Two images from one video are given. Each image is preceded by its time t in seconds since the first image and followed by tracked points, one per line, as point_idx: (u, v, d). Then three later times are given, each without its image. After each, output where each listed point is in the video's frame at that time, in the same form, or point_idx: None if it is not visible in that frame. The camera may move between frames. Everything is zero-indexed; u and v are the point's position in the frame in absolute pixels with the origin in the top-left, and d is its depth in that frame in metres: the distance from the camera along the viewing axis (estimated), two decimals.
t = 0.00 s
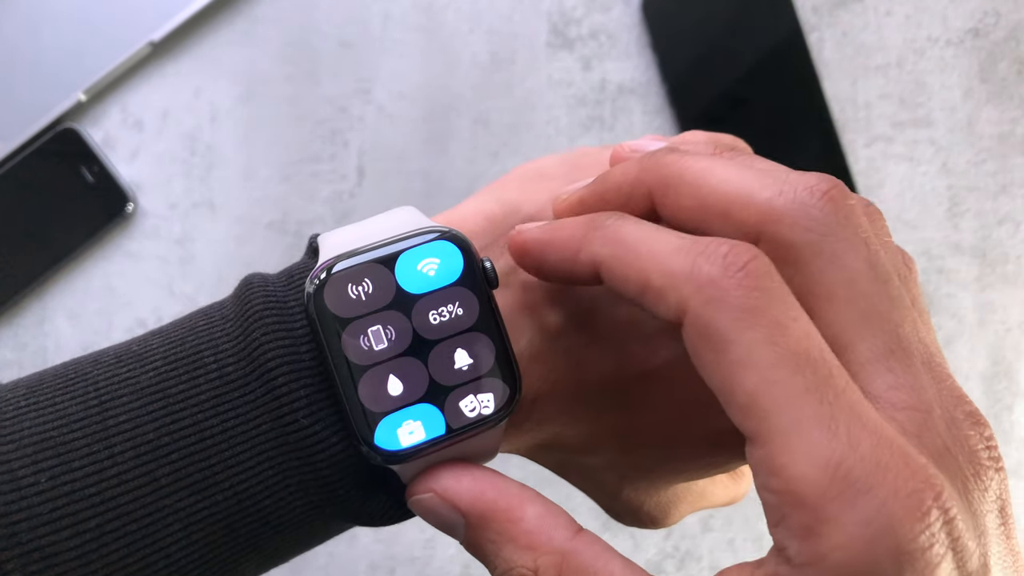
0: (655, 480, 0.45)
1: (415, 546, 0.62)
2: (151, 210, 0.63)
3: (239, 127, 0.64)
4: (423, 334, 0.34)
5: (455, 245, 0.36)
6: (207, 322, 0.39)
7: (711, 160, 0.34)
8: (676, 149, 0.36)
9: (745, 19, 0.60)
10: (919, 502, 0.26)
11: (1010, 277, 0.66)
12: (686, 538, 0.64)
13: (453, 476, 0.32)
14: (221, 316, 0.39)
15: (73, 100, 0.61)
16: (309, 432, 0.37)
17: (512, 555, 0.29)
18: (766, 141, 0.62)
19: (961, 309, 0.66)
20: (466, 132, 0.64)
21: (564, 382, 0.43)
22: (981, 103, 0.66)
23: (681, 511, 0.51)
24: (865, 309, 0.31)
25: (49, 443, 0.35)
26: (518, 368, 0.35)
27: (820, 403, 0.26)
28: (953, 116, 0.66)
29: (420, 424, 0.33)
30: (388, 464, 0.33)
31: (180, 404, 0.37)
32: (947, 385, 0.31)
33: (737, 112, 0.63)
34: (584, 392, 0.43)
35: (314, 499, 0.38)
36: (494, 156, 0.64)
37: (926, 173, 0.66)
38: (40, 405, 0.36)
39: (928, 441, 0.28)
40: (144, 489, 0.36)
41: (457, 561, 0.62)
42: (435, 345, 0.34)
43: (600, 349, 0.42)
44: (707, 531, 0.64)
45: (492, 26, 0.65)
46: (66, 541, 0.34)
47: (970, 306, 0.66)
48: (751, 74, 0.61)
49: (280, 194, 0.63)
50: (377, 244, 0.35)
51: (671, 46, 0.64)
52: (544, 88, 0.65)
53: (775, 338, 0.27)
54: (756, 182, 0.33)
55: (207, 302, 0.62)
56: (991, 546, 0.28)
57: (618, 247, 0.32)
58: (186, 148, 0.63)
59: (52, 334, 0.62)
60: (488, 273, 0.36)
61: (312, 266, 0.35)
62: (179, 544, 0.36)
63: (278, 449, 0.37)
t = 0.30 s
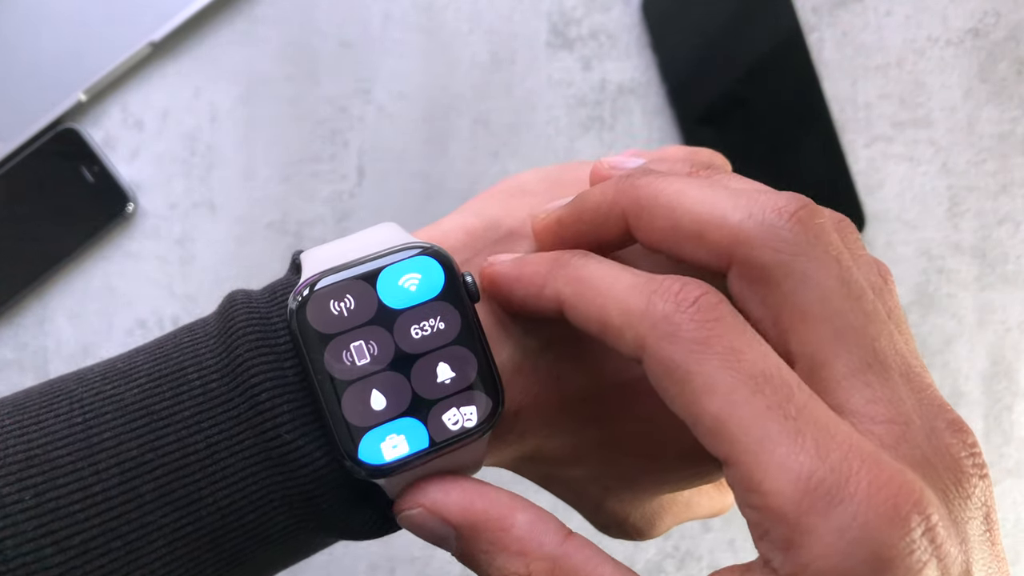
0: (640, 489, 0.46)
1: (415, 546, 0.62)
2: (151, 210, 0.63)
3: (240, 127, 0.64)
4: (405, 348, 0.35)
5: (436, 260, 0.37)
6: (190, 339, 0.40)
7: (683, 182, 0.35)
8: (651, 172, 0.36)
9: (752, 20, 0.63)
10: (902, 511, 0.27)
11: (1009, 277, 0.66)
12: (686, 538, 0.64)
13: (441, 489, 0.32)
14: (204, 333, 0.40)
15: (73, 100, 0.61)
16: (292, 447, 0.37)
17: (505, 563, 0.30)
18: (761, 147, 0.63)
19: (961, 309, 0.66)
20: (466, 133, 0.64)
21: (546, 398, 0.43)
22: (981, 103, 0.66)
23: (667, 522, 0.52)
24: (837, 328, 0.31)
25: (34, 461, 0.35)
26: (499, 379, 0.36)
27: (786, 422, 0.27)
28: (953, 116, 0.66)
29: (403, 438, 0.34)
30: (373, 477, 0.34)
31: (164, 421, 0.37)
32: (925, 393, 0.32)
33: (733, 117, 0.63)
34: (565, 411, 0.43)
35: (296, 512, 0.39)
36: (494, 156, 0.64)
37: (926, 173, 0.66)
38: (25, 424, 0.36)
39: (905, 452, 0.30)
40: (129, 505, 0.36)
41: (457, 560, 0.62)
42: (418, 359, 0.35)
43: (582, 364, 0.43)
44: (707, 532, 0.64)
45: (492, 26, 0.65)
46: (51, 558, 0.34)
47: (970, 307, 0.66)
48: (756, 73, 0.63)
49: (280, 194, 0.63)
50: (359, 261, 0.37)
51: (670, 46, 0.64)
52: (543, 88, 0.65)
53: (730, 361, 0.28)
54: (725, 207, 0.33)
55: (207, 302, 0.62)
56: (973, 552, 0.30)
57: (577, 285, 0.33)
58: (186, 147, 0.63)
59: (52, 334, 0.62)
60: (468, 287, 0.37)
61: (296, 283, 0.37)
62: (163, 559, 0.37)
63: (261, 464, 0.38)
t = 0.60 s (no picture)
0: (616, 504, 0.46)
1: (415, 546, 0.62)
2: (151, 210, 0.63)
3: (239, 127, 0.64)
4: (381, 368, 0.35)
5: (414, 282, 0.37)
6: (172, 360, 0.39)
7: (648, 230, 0.35)
8: (618, 216, 0.36)
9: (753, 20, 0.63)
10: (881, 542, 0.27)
11: (1009, 277, 0.66)
12: (686, 538, 0.64)
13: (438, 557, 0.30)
14: (185, 354, 0.39)
15: (74, 99, 0.61)
16: (273, 465, 0.37)
17: None
18: (761, 150, 0.63)
19: (960, 309, 0.66)
20: (466, 133, 0.64)
21: (521, 417, 0.44)
22: (980, 103, 0.66)
23: (642, 536, 0.52)
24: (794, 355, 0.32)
25: (14, 481, 0.35)
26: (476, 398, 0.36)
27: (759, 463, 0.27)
28: (953, 116, 0.66)
29: (380, 456, 0.34)
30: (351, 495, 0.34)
31: (143, 441, 0.37)
32: (901, 421, 0.32)
33: (728, 118, 0.63)
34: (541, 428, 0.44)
35: (279, 532, 0.38)
36: (494, 156, 0.64)
37: (926, 173, 0.66)
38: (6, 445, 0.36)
39: (887, 481, 0.30)
40: (111, 524, 0.36)
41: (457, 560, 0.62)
42: (394, 379, 0.35)
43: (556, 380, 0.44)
44: (707, 532, 0.64)
45: (492, 26, 0.65)
46: None
47: (970, 306, 0.66)
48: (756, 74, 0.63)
49: (280, 194, 0.63)
50: (337, 283, 0.36)
51: (671, 46, 0.64)
52: (543, 88, 0.65)
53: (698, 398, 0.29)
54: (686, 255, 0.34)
55: (207, 302, 0.62)
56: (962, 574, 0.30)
57: (554, 336, 0.33)
58: (185, 148, 0.63)
59: (53, 334, 0.62)
60: (443, 307, 0.37)
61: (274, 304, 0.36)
62: None
63: (243, 483, 0.37)
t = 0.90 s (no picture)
0: (539, 510, 0.48)
1: (416, 545, 0.62)
2: (152, 210, 0.63)
3: (240, 128, 0.64)
4: (294, 397, 0.37)
5: (322, 313, 0.39)
6: (94, 401, 0.39)
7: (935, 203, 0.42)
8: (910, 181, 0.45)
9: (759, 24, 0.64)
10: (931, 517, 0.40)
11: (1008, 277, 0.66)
12: (686, 537, 0.64)
13: None
14: (107, 394, 0.39)
15: (75, 100, 0.61)
16: (199, 500, 0.37)
17: None
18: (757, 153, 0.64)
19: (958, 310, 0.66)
20: (466, 134, 0.65)
21: (439, 437, 0.45)
22: (979, 103, 0.66)
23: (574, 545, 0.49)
24: None
25: None
26: (386, 419, 0.38)
27: None
28: (952, 116, 0.66)
29: (297, 480, 0.36)
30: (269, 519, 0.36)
31: (72, 484, 0.37)
32: None
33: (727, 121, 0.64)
34: (461, 442, 0.46)
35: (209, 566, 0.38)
36: (494, 156, 0.65)
37: (925, 174, 0.66)
38: None
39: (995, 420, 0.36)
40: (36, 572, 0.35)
41: (458, 559, 0.62)
42: (306, 406, 0.37)
43: (469, 395, 0.46)
44: (706, 530, 0.64)
45: (492, 27, 0.65)
46: None
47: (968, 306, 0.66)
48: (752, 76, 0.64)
49: (280, 195, 0.63)
50: (248, 319, 0.38)
51: (671, 47, 0.64)
52: (543, 88, 0.65)
53: (985, 413, 0.36)
54: None
55: (208, 302, 0.63)
56: None
57: (905, 212, 0.42)
58: (186, 148, 0.64)
59: (54, 334, 0.62)
60: (353, 334, 0.39)
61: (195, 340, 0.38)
62: None
63: (169, 518, 0.37)
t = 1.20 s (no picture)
0: None
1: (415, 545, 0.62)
2: (153, 210, 0.63)
3: (240, 127, 0.64)
4: (205, 487, 0.38)
5: (231, 408, 0.39)
6: (20, 506, 0.38)
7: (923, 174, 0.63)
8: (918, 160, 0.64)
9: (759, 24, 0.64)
10: (881, 397, 0.57)
11: (1007, 278, 0.66)
12: (685, 537, 0.64)
13: None
14: (32, 500, 0.38)
15: (75, 100, 0.61)
16: None
17: None
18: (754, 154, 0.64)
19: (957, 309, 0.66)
20: (466, 134, 0.65)
21: (348, 517, 0.47)
22: (978, 104, 0.66)
23: None
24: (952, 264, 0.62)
25: None
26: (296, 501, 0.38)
27: (931, 289, 0.60)
28: (951, 117, 0.66)
29: (213, 565, 0.37)
30: None
31: None
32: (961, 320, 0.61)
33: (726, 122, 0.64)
34: (369, 521, 0.47)
35: None
36: (494, 157, 0.65)
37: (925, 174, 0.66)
38: None
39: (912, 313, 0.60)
40: None
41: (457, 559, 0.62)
42: (219, 493, 0.38)
43: (377, 473, 0.48)
44: (706, 530, 0.64)
45: (492, 27, 0.65)
46: None
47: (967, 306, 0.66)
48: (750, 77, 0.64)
49: (281, 194, 0.64)
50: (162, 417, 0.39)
51: (670, 47, 0.65)
52: (544, 88, 0.65)
53: (903, 281, 0.60)
54: (978, 225, 0.62)
55: (209, 302, 0.63)
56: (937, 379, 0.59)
57: (909, 172, 0.63)
58: (187, 148, 0.64)
59: (54, 334, 0.62)
60: (261, 425, 0.39)
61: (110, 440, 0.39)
62: None
63: None
